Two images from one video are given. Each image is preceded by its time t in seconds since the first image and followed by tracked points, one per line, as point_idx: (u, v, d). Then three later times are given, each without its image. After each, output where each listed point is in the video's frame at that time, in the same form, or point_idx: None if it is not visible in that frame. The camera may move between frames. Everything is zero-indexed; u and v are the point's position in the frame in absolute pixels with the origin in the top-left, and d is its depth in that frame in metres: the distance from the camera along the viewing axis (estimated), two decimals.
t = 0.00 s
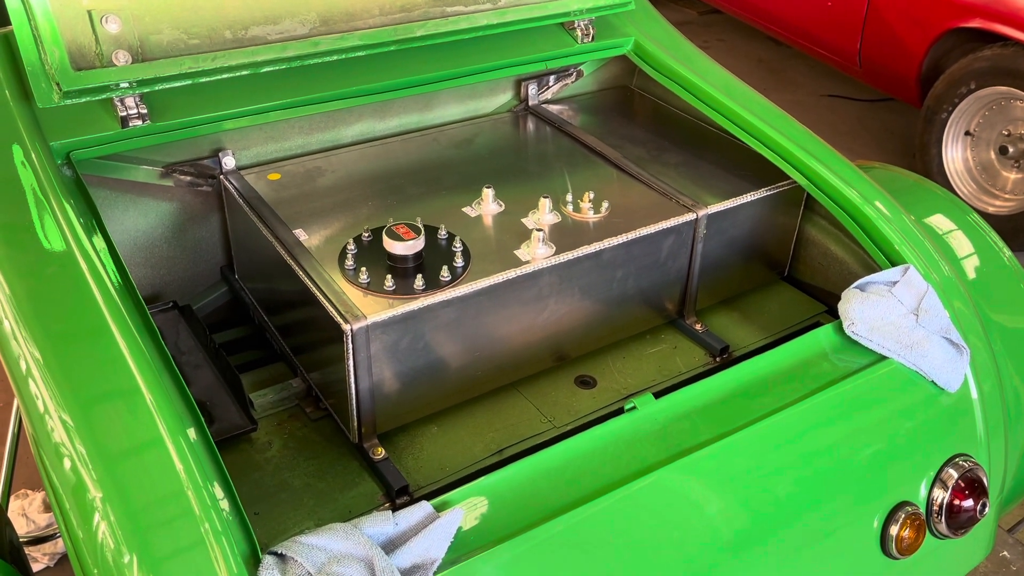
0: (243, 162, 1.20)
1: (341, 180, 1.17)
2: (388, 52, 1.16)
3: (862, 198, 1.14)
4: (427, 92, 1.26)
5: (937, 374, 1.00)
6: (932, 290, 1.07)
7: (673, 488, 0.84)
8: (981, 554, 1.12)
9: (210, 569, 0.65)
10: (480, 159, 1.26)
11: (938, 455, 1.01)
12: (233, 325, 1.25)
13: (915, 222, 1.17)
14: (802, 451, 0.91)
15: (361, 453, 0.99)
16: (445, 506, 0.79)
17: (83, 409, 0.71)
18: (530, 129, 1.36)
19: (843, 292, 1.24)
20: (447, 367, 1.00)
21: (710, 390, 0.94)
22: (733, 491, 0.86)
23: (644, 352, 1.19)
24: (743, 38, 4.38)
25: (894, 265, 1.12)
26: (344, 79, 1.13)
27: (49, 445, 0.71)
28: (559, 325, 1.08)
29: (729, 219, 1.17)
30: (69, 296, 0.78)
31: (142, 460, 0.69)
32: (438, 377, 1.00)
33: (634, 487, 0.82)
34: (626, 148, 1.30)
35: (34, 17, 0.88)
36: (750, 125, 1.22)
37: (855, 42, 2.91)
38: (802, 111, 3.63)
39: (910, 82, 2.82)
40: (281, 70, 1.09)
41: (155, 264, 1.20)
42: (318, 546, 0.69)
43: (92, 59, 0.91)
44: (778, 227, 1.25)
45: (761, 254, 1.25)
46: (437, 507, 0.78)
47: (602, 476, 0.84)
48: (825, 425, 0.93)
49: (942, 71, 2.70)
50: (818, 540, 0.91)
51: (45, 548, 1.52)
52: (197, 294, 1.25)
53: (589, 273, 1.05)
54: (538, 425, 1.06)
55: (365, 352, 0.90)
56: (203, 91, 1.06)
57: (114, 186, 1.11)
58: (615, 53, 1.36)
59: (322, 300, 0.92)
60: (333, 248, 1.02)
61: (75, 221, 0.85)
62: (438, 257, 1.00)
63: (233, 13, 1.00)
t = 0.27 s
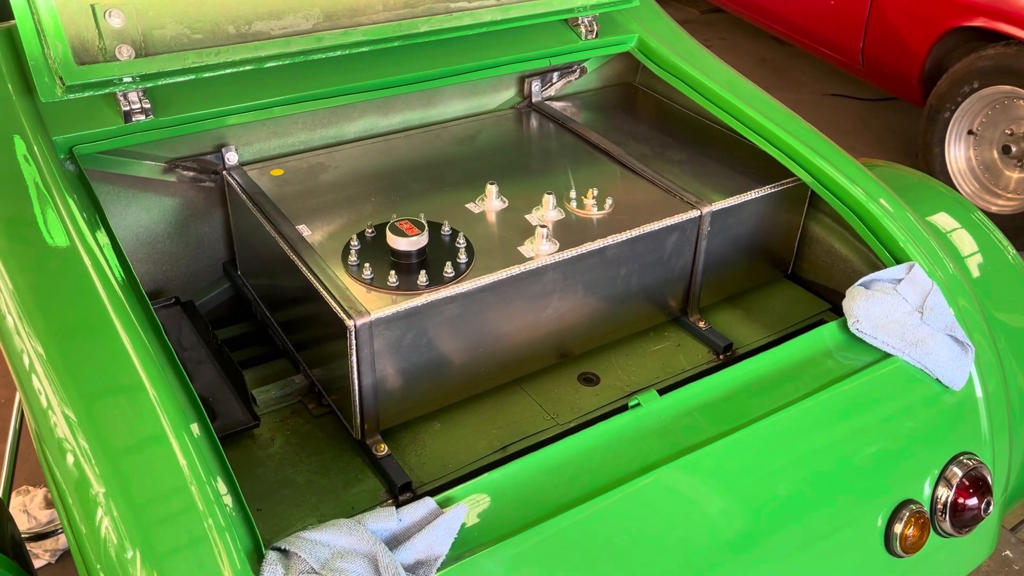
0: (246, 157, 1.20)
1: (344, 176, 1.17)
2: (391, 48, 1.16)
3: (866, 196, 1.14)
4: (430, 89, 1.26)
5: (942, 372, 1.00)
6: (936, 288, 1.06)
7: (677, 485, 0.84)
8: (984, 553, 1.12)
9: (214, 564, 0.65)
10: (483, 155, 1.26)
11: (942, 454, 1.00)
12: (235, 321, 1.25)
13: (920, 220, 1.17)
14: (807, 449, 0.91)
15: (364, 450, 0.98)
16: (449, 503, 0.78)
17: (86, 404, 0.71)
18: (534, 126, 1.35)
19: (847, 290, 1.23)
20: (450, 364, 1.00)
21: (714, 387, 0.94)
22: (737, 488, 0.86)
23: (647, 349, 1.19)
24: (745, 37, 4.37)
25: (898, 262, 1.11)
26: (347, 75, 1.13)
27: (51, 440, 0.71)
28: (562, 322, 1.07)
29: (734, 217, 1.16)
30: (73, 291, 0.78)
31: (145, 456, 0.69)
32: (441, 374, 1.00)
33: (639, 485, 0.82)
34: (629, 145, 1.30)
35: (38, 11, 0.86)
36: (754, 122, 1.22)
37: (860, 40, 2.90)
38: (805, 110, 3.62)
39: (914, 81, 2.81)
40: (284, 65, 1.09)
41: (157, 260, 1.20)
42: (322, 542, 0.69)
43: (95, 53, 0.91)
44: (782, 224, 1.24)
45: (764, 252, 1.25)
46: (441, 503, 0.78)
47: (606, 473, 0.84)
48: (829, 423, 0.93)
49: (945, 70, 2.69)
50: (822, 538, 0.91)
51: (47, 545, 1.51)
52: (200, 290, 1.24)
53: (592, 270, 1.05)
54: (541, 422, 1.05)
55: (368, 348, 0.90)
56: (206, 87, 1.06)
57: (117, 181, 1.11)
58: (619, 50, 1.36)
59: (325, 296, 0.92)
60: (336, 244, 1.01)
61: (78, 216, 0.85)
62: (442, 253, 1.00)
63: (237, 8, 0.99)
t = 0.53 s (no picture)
0: (249, 157, 1.20)
1: (346, 176, 1.17)
2: (394, 48, 1.16)
3: (868, 197, 1.14)
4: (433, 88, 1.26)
5: (943, 373, 1.00)
6: (938, 290, 1.06)
7: (678, 485, 0.84)
8: (985, 554, 1.12)
9: (216, 563, 0.65)
10: (485, 155, 1.26)
11: (943, 455, 1.00)
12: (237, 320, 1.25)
13: (922, 221, 1.17)
14: (808, 450, 0.91)
15: (365, 449, 0.99)
16: (451, 502, 0.78)
17: (89, 403, 0.71)
18: (536, 126, 1.36)
19: (849, 292, 1.24)
20: (452, 363, 1.00)
21: (716, 388, 0.94)
22: (738, 489, 0.86)
23: (649, 350, 1.19)
24: (747, 38, 4.37)
25: (900, 264, 1.11)
26: (350, 75, 1.13)
27: (55, 438, 0.71)
28: (564, 322, 1.08)
29: (735, 218, 1.16)
30: (76, 290, 0.78)
31: (148, 454, 0.69)
32: (443, 374, 1.00)
33: (640, 485, 0.82)
34: (632, 145, 1.30)
35: (42, 10, 0.87)
36: (756, 123, 1.22)
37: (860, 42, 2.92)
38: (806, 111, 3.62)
39: (915, 82, 2.81)
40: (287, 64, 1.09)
41: (159, 258, 1.20)
42: (325, 541, 0.69)
43: (99, 53, 0.91)
44: (784, 225, 1.25)
45: (766, 253, 1.25)
46: (443, 503, 0.78)
47: (607, 473, 0.84)
48: (831, 424, 0.93)
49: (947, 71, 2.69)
50: (822, 539, 0.91)
51: (48, 543, 1.52)
52: (202, 289, 1.24)
53: (594, 271, 1.05)
54: (542, 422, 1.06)
55: (371, 348, 0.90)
56: (209, 86, 1.06)
57: (120, 180, 1.11)
58: (621, 50, 1.36)
59: (328, 295, 0.92)
60: (339, 244, 1.01)
61: (81, 215, 0.85)
62: (444, 253, 1.00)
63: (240, 8, 0.99)
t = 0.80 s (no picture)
0: (252, 155, 1.20)
1: (349, 174, 1.17)
2: (398, 46, 1.16)
3: (871, 197, 1.14)
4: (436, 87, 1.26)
5: (946, 373, 1.00)
6: (940, 290, 1.07)
7: (679, 484, 0.84)
8: (986, 554, 1.12)
9: (219, 559, 0.65)
10: (488, 154, 1.26)
11: (944, 455, 1.00)
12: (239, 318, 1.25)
13: (924, 222, 1.17)
14: (809, 449, 0.91)
15: (368, 446, 0.99)
16: (453, 499, 0.79)
17: (93, 399, 0.71)
18: (538, 125, 1.36)
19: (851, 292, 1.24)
20: (455, 361, 1.00)
21: (718, 387, 0.94)
22: (740, 488, 0.86)
23: (651, 349, 1.19)
24: (749, 38, 4.38)
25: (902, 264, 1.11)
26: (353, 73, 1.13)
27: (59, 434, 0.72)
28: (566, 321, 1.08)
29: (738, 217, 1.17)
30: (81, 287, 0.78)
31: (152, 450, 0.69)
32: (446, 372, 1.00)
33: (642, 484, 0.82)
34: (634, 145, 1.30)
35: (47, 7, 0.87)
36: (759, 123, 1.22)
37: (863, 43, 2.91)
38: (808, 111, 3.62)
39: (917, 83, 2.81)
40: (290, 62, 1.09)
41: (162, 256, 1.21)
42: (328, 538, 0.69)
43: (104, 50, 0.91)
44: (786, 225, 1.25)
45: (768, 253, 1.25)
46: (445, 500, 0.78)
47: (609, 471, 0.84)
48: (832, 424, 0.93)
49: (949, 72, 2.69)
50: (824, 538, 0.91)
51: (49, 539, 1.52)
52: (204, 287, 1.25)
53: (597, 270, 1.05)
54: (544, 420, 1.06)
55: (374, 345, 0.91)
56: (213, 84, 1.06)
57: (123, 177, 1.11)
58: (624, 50, 1.36)
59: (331, 293, 0.92)
60: (342, 241, 1.02)
61: (85, 212, 0.85)
62: (447, 251, 1.00)
63: (244, 6, 1.00)
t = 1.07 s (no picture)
0: (258, 156, 1.21)
1: (353, 176, 1.18)
2: (403, 49, 1.17)
3: (871, 201, 1.15)
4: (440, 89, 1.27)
5: (945, 375, 1.01)
6: (940, 292, 1.07)
7: (680, 484, 0.85)
8: (984, 555, 1.13)
9: (227, 555, 0.66)
10: (491, 156, 1.27)
11: (943, 457, 1.01)
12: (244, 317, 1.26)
13: (924, 225, 1.18)
14: (808, 450, 0.92)
15: (372, 445, 1.00)
16: (457, 498, 0.79)
17: (102, 397, 0.72)
18: (541, 127, 1.37)
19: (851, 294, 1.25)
20: (458, 362, 1.01)
21: (719, 388, 0.95)
22: (740, 488, 0.87)
23: (652, 350, 1.20)
24: (751, 41, 4.39)
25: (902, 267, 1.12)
26: (358, 76, 1.14)
27: (69, 431, 0.72)
28: (568, 322, 1.09)
29: (739, 220, 1.18)
30: (90, 286, 0.79)
31: (161, 447, 0.70)
32: (449, 372, 1.01)
33: (643, 483, 0.83)
34: (637, 147, 1.31)
35: (57, 10, 0.88)
36: (761, 126, 1.23)
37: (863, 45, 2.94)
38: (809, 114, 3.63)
39: (919, 86, 2.82)
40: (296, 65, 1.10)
41: (168, 256, 1.22)
42: (333, 535, 0.70)
43: (112, 52, 0.92)
44: (787, 228, 1.26)
45: (769, 255, 1.26)
46: (449, 498, 0.79)
47: (611, 471, 0.85)
48: (832, 425, 0.94)
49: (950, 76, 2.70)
50: (823, 538, 0.92)
51: (54, 537, 1.53)
52: (209, 287, 1.26)
53: (599, 271, 1.06)
54: (546, 420, 1.07)
55: (378, 345, 0.91)
56: (220, 85, 1.07)
57: (130, 178, 1.12)
58: (627, 53, 1.37)
59: (336, 293, 0.93)
60: (347, 242, 1.03)
61: (94, 211, 0.86)
62: (451, 253, 1.01)
63: (251, 8, 1.00)
